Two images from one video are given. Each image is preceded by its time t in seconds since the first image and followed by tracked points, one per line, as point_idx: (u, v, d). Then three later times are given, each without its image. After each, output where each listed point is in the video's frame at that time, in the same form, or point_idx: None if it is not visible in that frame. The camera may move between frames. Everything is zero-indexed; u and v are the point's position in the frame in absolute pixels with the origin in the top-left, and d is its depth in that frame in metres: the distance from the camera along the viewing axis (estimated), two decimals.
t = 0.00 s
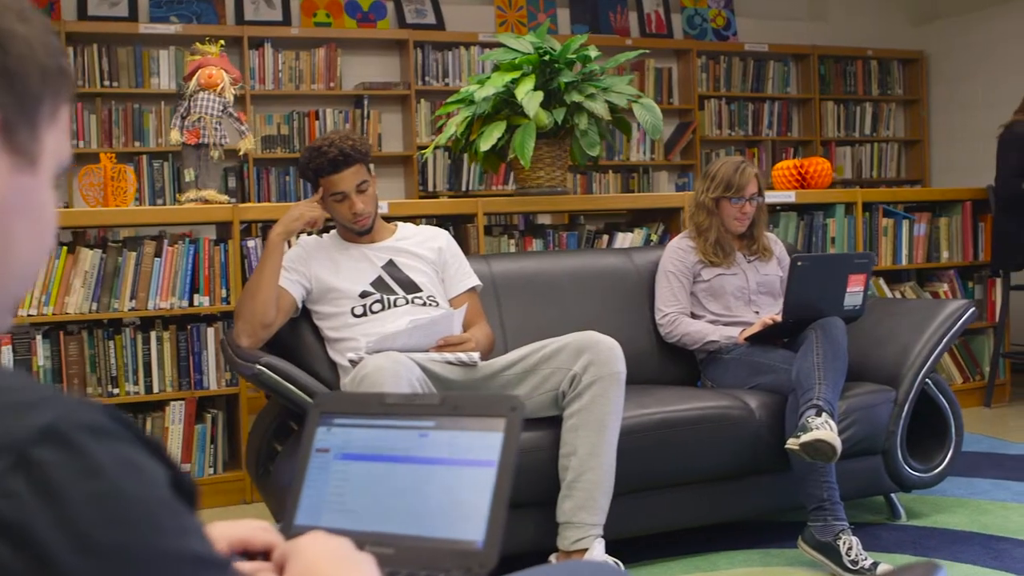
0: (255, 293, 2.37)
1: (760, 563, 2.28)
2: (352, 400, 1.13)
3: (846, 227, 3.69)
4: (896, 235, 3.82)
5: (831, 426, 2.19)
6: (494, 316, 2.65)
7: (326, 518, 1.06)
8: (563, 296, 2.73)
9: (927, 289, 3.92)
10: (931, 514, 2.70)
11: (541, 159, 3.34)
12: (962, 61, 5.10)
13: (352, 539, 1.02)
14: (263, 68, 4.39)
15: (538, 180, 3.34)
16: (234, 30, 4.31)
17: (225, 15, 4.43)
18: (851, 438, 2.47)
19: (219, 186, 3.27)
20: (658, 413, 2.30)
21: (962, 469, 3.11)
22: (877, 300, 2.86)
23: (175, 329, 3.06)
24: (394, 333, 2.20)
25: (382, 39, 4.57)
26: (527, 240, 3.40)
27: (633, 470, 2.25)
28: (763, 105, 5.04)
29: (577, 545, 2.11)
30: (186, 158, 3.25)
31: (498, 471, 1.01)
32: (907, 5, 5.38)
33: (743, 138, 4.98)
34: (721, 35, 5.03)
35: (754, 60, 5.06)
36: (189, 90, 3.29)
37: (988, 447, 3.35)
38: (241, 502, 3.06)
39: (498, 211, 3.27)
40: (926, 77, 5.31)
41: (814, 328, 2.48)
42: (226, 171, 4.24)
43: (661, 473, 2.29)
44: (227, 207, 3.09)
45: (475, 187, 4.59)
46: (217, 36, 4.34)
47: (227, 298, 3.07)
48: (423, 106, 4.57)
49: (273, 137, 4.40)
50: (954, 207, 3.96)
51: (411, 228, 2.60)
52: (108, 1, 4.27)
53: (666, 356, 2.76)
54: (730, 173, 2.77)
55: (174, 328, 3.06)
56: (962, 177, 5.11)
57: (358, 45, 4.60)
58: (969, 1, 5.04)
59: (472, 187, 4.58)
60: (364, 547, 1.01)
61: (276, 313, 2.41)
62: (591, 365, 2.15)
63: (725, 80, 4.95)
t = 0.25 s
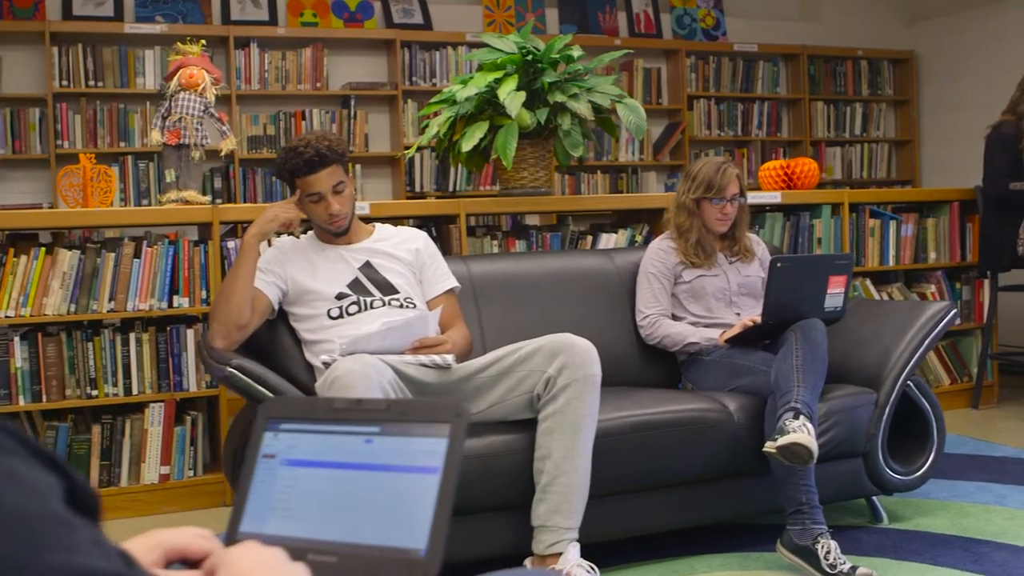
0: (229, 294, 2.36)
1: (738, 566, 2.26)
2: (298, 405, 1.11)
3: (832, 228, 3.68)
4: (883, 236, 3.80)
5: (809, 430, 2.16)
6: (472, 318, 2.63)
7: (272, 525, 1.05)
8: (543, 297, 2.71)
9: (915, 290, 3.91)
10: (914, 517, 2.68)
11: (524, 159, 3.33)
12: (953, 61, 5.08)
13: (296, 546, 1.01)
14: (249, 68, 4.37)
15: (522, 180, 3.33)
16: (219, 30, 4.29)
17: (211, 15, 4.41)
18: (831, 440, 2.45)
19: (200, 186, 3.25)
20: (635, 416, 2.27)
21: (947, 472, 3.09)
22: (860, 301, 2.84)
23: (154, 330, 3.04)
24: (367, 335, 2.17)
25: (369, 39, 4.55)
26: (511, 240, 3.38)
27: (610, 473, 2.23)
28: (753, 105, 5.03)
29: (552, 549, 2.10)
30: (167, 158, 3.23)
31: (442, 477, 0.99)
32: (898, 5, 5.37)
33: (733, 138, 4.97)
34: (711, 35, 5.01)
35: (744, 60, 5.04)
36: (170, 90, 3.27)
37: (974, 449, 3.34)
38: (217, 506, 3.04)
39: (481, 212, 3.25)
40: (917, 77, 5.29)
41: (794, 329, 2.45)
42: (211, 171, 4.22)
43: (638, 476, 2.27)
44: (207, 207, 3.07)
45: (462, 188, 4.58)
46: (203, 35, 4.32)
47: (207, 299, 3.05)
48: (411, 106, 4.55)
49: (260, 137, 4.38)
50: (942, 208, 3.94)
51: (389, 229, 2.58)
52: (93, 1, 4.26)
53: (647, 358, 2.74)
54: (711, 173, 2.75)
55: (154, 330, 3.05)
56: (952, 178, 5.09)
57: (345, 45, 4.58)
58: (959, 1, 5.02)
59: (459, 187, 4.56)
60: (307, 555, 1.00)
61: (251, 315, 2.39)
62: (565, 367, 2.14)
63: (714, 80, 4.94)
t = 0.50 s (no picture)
0: (202, 296, 2.35)
1: (716, 570, 2.24)
2: (243, 411, 1.10)
3: (819, 228, 3.66)
4: (870, 236, 3.78)
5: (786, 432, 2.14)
6: (450, 319, 2.61)
7: (214, 532, 1.02)
8: (522, 298, 2.69)
9: (902, 290, 3.89)
10: (895, 520, 2.66)
11: (507, 159, 3.32)
12: (943, 62, 5.06)
13: (236, 554, 0.99)
14: (235, 67, 4.34)
15: (505, 180, 3.32)
16: (204, 30, 4.27)
17: (197, 14, 4.39)
18: (810, 443, 2.43)
19: (180, 186, 3.23)
20: (611, 418, 2.25)
21: (930, 474, 3.07)
22: (842, 302, 2.82)
23: (133, 331, 3.01)
24: (339, 337, 2.15)
25: (356, 38, 4.53)
26: (493, 241, 3.35)
27: (586, 476, 2.21)
28: (742, 105, 5.01)
29: (524, 553, 2.07)
30: (147, 158, 3.20)
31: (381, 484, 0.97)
32: (888, 4, 5.35)
33: (722, 138, 4.95)
34: (699, 34, 4.99)
35: (733, 60, 5.02)
36: (150, 90, 3.24)
37: (960, 451, 3.32)
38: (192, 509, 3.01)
39: (463, 211, 3.23)
40: (907, 77, 5.28)
41: (773, 330, 2.43)
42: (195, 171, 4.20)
43: (614, 479, 2.25)
44: (186, 207, 3.05)
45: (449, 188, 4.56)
46: (188, 34, 4.30)
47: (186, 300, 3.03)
48: (397, 106, 4.53)
49: (245, 137, 4.36)
50: (929, 208, 3.92)
51: (366, 230, 2.56)
52: (77, 0, 4.23)
53: (628, 359, 2.72)
54: (692, 173, 2.72)
55: (133, 331, 3.02)
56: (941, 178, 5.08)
57: (331, 44, 4.56)
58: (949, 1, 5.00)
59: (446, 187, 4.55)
60: (248, 563, 0.98)
61: (225, 316, 2.38)
62: (538, 369, 2.12)
63: (703, 80, 4.92)
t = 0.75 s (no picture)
0: (174, 297, 2.32)
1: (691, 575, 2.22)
2: (182, 417, 1.08)
3: (804, 229, 3.64)
4: (856, 237, 3.76)
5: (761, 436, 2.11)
6: (427, 321, 2.59)
7: (150, 541, 1.00)
8: (500, 300, 2.67)
9: (889, 292, 3.87)
10: (876, 523, 2.64)
11: (490, 160, 3.30)
12: (933, 62, 5.04)
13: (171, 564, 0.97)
14: (220, 68, 4.32)
15: (487, 181, 3.31)
16: (189, 30, 4.24)
17: (182, 14, 4.36)
18: (790, 445, 2.40)
19: (159, 186, 3.22)
20: (585, 421, 2.23)
21: (914, 477, 3.05)
22: (823, 303, 2.79)
23: (110, 333, 2.99)
24: (309, 339, 2.14)
25: (342, 38, 4.51)
26: (475, 242, 3.33)
27: (559, 479, 2.19)
28: (731, 106, 4.99)
29: (496, 558, 2.05)
30: (126, 158, 3.19)
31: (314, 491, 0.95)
32: (879, 4, 5.33)
33: (710, 139, 4.93)
34: (688, 34, 4.98)
35: (722, 60, 5.00)
36: (129, 90, 3.22)
37: (944, 453, 3.30)
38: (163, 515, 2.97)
39: (444, 212, 3.22)
40: (897, 77, 5.26)
41: (750, 333, 2.41)
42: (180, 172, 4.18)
43: (589, 482, 2.23)
44: (164, 208, 3.03)
45: (436, 189, 4.54)
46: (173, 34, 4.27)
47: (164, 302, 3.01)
48: (384, 107, 4.52)
49: (230, 138, 4.34)
50: (916, 209, 3.90)
51: (342, 231, 2.54)
52: (61, 0, 4.21)
53: (606, 361, 2.70)
54: (671, 174, 2.70)
55: (110, 333, 3.00)
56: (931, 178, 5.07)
57: (317, 45, 4.54)
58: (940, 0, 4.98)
59: (433, 188, 4.53)
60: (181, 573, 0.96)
61: (197, 318, 2.35)
62: (510, 372, 2.10)
63: (692, 80, 4.90)
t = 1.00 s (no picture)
0: (143, 298, 2.31)
1: None
2: (118, 422, 1.04)
3: (788, 229, 3.63)
4: (841, 237, 3.74)
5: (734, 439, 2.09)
6: (402, 322, 2.57)
7: (79, 550, 0.97)
8: (476, 301, 2.65)
9: (874, 292, 3.86)
10: (855, 526, 2.62)
11: (471, 160, 3.28)
12: (922, 62, 5.02)
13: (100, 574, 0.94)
14: (204, 67, 4.30)
15: (468, 181, 3.29)
16: (172, 29, 4.22)
17: (166, 13, 4.34)
18: (767, 447, 2.38)
19: (137, 187, 3.22)
20: (557, 423, 2.21)
21: (896, 478, 3.02)
22: (804, 304, 2.77)
23: (86, 335, 2.97)
24: (278, 340, 2.12)
25: (327, 37, 4.49)
26: (455, 242, 3.30)
27: (530, 482, 2.17)
28: (719, 105, 4.97)
29: (465, 562, 2.03)
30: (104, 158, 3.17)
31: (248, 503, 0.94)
32: (869, 4, 5.31)
33: (698, 138, 4.91)
34: (676, 33, 4.95)
35: (710, 60, 4.98)
36: (106, 89, 3.19)
37: (928, 454, 3.27)
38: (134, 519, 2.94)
39: (424, 212, 3.20)
40: (886, 77, 5.24)
41: (726, 334, 2.39)
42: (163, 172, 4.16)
43: (561, 485, 2.20)
44: (140, 209, 2.99)
45: (421, 189, 4.52)
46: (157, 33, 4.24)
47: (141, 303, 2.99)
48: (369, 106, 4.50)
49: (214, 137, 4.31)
50: (902, 209, 3.88)
51: (315, 232, 2.53)
52: None
53: (583, 363, 2.68)
54: (649, 174, 2.68)
55: (85, 334, 2.97)
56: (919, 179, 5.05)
57: (302, 44, 4.52)
58: None
59: (418, 188, 4.51)
60: None
61: (168, 320, 2.33)
62: (480, 374, 2.08)
63: (679, 79, 4.88)
